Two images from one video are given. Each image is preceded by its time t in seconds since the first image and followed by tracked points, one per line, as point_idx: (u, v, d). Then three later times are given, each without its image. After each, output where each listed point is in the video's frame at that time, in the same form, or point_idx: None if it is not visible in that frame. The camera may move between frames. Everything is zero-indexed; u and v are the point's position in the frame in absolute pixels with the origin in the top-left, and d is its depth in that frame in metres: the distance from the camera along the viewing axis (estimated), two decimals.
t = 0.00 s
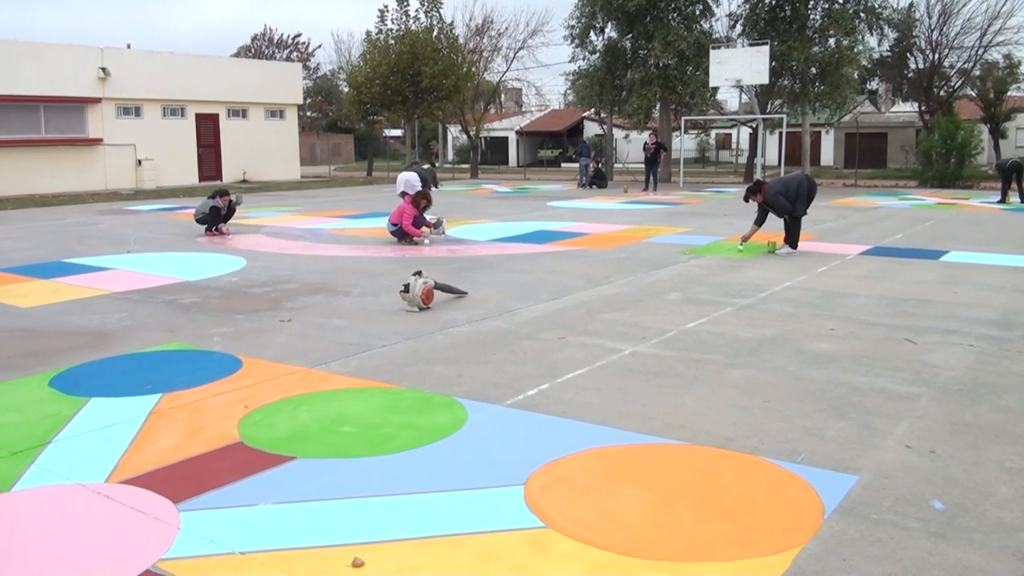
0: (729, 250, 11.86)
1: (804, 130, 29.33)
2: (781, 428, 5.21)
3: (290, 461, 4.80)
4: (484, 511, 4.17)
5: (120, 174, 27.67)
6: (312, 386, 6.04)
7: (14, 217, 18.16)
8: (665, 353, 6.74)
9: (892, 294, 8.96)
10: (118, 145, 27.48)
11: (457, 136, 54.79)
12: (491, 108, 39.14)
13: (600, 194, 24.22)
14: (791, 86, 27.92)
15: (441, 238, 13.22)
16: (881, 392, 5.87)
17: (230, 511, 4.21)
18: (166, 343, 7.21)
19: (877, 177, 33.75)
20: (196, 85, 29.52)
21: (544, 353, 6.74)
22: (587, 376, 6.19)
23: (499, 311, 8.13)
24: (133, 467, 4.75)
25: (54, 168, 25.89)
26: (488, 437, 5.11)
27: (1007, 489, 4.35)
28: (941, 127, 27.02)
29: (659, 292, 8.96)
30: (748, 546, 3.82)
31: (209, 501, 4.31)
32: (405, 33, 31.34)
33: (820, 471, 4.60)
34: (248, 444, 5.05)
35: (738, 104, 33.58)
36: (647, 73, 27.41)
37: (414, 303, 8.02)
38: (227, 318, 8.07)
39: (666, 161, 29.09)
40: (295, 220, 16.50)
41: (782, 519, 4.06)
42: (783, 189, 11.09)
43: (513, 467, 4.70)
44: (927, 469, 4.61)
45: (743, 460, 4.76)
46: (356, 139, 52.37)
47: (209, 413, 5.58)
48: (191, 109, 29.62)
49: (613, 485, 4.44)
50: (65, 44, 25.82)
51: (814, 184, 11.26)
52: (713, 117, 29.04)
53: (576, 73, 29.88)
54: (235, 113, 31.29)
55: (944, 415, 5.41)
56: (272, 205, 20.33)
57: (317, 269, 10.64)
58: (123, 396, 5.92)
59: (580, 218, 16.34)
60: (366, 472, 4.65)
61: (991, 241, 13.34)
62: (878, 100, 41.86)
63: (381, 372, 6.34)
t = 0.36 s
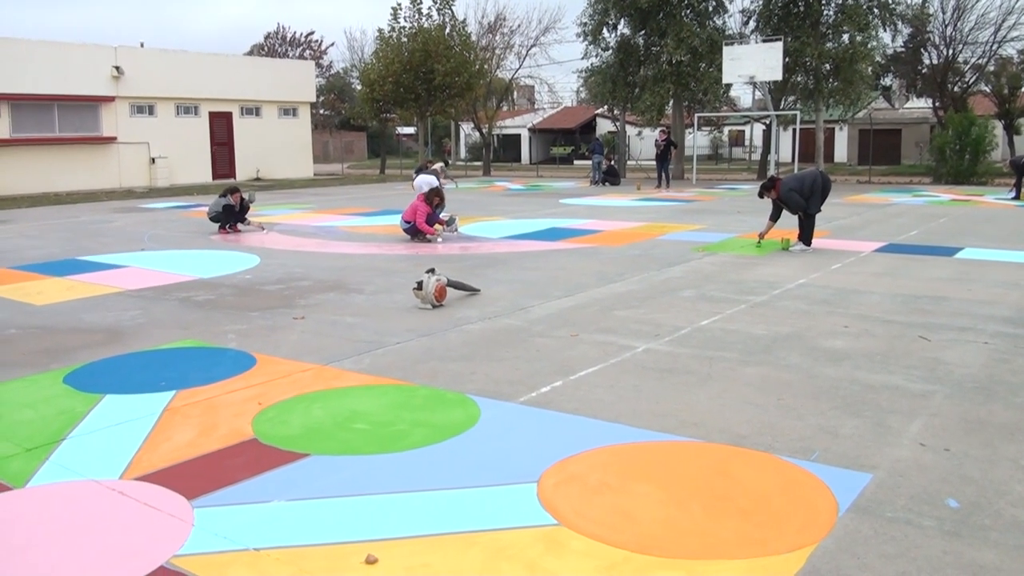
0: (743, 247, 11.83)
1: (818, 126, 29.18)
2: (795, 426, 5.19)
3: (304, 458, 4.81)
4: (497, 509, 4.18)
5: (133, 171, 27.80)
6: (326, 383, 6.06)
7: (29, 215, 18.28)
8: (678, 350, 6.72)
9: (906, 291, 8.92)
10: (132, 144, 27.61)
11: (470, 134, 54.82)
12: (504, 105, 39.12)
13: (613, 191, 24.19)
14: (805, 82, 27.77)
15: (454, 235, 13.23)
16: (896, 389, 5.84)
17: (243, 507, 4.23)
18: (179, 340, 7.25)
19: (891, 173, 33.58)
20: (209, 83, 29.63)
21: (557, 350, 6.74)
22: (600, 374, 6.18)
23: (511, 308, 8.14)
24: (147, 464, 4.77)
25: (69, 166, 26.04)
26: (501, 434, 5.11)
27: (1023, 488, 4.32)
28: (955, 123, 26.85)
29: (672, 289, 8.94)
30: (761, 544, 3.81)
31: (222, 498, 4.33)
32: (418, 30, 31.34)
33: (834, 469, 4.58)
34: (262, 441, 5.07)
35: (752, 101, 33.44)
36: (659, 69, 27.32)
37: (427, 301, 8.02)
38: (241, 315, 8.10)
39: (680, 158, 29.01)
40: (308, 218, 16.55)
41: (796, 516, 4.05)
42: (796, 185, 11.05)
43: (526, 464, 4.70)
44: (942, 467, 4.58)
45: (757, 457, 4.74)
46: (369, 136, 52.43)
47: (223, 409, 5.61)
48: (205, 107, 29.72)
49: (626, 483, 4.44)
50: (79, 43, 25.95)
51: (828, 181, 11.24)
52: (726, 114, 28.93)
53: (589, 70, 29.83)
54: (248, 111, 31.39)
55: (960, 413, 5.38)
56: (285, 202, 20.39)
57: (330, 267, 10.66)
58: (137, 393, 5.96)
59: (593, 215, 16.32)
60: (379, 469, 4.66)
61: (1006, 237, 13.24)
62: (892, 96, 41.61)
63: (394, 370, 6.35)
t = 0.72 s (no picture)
0: (758, 245, 11.79)
1: (833, 123, 29.03)
2: (810, 425, 5.17)
3: (318, 454, 4.84)
4: (512, 505, 4.19)
5: (149, 169, 27.97)
6: (340, 380, 6.08)
7: (47, 212, 18.41)
8: (693, 348, 6.71)
9: (922, 289, 8.86)
10: (147, 141, 27.76)
11: (484, 131, 54.84)
12: (518, 102, 39.10)
13: (627, 188, 24.14)
14: (820, 79, 27.62)
15: (468, 232, 13.25)
16: (911, 388, 5.81)
17: (258, 503, 4.25)
18: (194, 337, 7.29)
19: (906, 171, 33.36)
20: (224, 82, 29.75)
21: (571, 348, 6.74)
22: (614, 371, 6.18)
23: (526, 306, 8.13)
24: (163, 459, 4.80)
25: (86, 164, 26.22)
26: (514, 431, 5.12)
27: None
28: (971, 120, 26.65)
29: (687, 287, 8.92)
30: (776, 542, 3.80)
31: (236, 494, 4.35)
32: (433, 28, 31.34)
33: (850, 467, 4.56)
34: (277, 437, 5.10)
35: (767, 98, 33.30)
36: (674, 66, 27.22)
37: (442, 298, 8.03)
38: (256, 312, 8.14)
39: (695, 156, 28.90)
40: (323, 215, 16.60)
41: (811, 515, 4.03)
42: (813, 182, 11.00)
43: (540, 461, 4.70)
44: (958, 467, 4.55)
45: (770, 456, 4.73)
46: (383, 134, 52.53)
47: (238, 405, 5.64)
48: (220, 105, 29.85)
49: (641, 480, 4.44)
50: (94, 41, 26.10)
51: (844, 178, 11.11)
52: (741, 111, 28.82)
53: (603, 67, 29.78)
54: (263, 109, 31.50)
55: (976, 412, 5.35)
56: (299, 200, 20.46)
57: (344, 264, 10.69)
58: (153, 389, 6.00)
59: (607, 212, 16.29)
60: (394, 466, 4.67)
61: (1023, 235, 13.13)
62: (907, 93, 41.35)
63: (408, 367, 6.37)
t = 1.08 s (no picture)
0: (774, 243, 11.73)
1: (848, 121, 28.89)
2: (825, 424, 5.15)
3: (332, 451, 4.85)
4: (526, 504, 4.19)
5: (165, 166, 28.13)
6: (355, 377, 6.10)
7: (64, 209, 18.52)
8: (707, 347, 6.69)
9: (938, 288, 8.81)
10: (163, 138, 27.91)
11: (498, 129, 54.87)
12: (532, 100, 39.07)
13: (642, 186, 24.11)
14: (836, 76, 27.48)
15: (482, 230, 13.26)
16: (926, 388, 5.78)
17: (273, 500, 4.26)
18: (210, 334, 7.33)
19: (922, 169, 33.16)
20: (240, 79, 29.87)
21: (585, 346, 6.73)
22: (628, 369, 6.17)
23: (539, 304, 8.13)
24: (178, 455, 4.83)
25: (102, 161, 26.40)
26: (528, 429, 5.12)
27: None
28: (988, 118, 26.46)
29: (701, 285, 8.89)
30: (789, 542, 3.79)
31: (250, 491, 4.37)
32: (447, 25, 31.35)
33: (865, 467, 4.54)
34: (292, 434, 5.12)
35: (783, 96, 33.16)
36: (689, 64, 27.14)
37: (456, 296, 8.04)
38: (271, 309, 8.17)
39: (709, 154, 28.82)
40: (338, 213, 16.64)
41: (826, 515, 4.02)
42: (829, 180, 10.95)
43: (553, 460, 4.70)
44: (973, 467, 4.53)
45: (786, 455, 4.71)
46: (398, 132, 52.63)
47: (253, 402, 5.66)
48: (235, 103, 30.00)
49: (655, 479, 4.43)
50: (110, 39, 26.26)
51: (861, 177, 11.03)
52: (756, 109, 28.72)
53: (618, 65, 29.72)
54: (278, 107, 31.60)
55: (992, 412, 5.32)
56: (314, 197, 20.52)
57: (359, 261, 10.72)
58: (169, 385, 6.04)
59: (622, 210, 16.27)
60: (407, 463, 4.68)
61: None
62: (924, 91, 41.09)
63: (423, 364, 6.38)
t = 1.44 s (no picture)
0: (789, 241, 11.69)
1: (863, 118, 28.74)
2: (840, 424, 5.13)
3: (347, 448, 4.87)
4: (540, 501, 4.19)
5: (180, 163, 28.28)
6: (369, 375, 6.11)
7: (80, 207, 18.61)
8: (722, 345, 6.66)
9: (954, 287, 8.74)
10: (178, 137, 28.07)
11: (512, 127, 54.85)
12: (546, 98, 39.02)
13: (657, 184, 24.05)
14: (851, 74, 27.35)
15: (496, 228, 13.26)
16: (942, 387, 5.74)
17: (287, 497, 4.28)
18: (225, 331, 7.37)
19: (938, 167, 32.96)
20: (254, 78, 29.97)
21: (599, 344, 6.73)
22: (643, 368, 6.16)
23: (553, 302, 8.13)
24: (192, 452, 4.85)
25: (117, 159, 26.56)
26: (542, 428, 5.12)
27: None
28: (1004, 116, 26.27)
29: (716, 283, 8.86)
30: (803, 542, 3.77)
31: (265, 487, 4.39)
32: (461, 23, 31.36)
33: (880, 468, 4.52)
34: (306, 431, 5.13)
35: (798, 93, 33.01)
36: (703, 61, 27.07)
37: (469, 293, 8.05)
38: (286, 306, 8.20)
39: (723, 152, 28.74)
40: (352, 210, 16.67)
41: (840, 515, 4.00)
42: (844, 178, 10.90)
43: (568, 458, 4.69)
44: (990, 467, 4.50)
45: (801, 455, 4.69)
46: (412, 130, 52.71)
47: (267, 399, 5.68)
48: (250, 101, 30.12)
49: (670, 478, 4.42)
50: (125, 38, 26.41)
51: (878, 175, 10.97)
52: (771, 107, 28.61)
53: (633, 63, 29.65)
54: (293, 105, 31.68)
55: (1008, 412, 5.28)
56: (328, 195, 20.55)
57: (373, 259, 10.74)
58: (184, 382, 6.07)
59: (636, 208, 16.23)
60: (421, 461, 4.68)
61: None
62: (939, 88, 40.83)
63: (437, 362, 6.38)
